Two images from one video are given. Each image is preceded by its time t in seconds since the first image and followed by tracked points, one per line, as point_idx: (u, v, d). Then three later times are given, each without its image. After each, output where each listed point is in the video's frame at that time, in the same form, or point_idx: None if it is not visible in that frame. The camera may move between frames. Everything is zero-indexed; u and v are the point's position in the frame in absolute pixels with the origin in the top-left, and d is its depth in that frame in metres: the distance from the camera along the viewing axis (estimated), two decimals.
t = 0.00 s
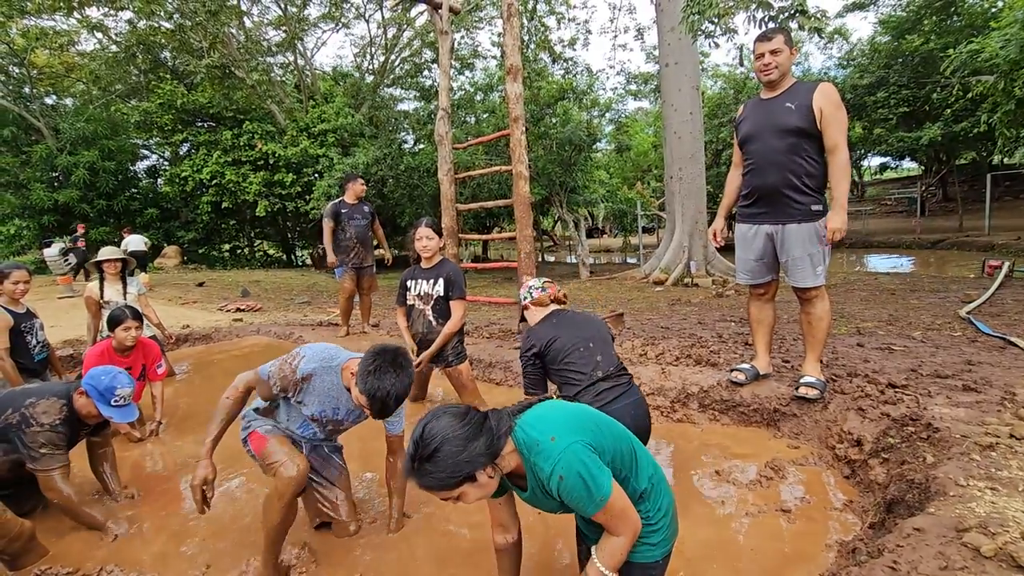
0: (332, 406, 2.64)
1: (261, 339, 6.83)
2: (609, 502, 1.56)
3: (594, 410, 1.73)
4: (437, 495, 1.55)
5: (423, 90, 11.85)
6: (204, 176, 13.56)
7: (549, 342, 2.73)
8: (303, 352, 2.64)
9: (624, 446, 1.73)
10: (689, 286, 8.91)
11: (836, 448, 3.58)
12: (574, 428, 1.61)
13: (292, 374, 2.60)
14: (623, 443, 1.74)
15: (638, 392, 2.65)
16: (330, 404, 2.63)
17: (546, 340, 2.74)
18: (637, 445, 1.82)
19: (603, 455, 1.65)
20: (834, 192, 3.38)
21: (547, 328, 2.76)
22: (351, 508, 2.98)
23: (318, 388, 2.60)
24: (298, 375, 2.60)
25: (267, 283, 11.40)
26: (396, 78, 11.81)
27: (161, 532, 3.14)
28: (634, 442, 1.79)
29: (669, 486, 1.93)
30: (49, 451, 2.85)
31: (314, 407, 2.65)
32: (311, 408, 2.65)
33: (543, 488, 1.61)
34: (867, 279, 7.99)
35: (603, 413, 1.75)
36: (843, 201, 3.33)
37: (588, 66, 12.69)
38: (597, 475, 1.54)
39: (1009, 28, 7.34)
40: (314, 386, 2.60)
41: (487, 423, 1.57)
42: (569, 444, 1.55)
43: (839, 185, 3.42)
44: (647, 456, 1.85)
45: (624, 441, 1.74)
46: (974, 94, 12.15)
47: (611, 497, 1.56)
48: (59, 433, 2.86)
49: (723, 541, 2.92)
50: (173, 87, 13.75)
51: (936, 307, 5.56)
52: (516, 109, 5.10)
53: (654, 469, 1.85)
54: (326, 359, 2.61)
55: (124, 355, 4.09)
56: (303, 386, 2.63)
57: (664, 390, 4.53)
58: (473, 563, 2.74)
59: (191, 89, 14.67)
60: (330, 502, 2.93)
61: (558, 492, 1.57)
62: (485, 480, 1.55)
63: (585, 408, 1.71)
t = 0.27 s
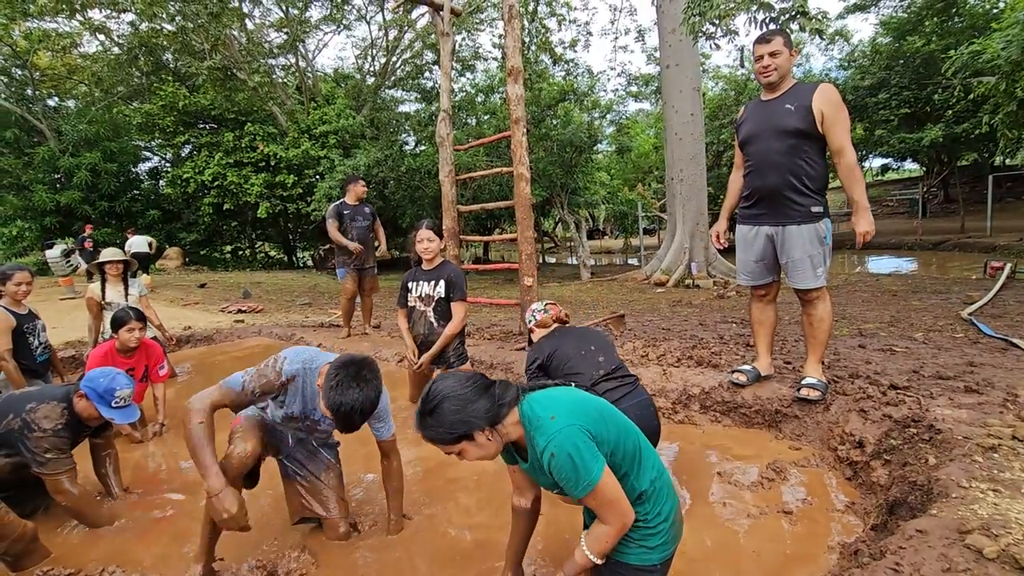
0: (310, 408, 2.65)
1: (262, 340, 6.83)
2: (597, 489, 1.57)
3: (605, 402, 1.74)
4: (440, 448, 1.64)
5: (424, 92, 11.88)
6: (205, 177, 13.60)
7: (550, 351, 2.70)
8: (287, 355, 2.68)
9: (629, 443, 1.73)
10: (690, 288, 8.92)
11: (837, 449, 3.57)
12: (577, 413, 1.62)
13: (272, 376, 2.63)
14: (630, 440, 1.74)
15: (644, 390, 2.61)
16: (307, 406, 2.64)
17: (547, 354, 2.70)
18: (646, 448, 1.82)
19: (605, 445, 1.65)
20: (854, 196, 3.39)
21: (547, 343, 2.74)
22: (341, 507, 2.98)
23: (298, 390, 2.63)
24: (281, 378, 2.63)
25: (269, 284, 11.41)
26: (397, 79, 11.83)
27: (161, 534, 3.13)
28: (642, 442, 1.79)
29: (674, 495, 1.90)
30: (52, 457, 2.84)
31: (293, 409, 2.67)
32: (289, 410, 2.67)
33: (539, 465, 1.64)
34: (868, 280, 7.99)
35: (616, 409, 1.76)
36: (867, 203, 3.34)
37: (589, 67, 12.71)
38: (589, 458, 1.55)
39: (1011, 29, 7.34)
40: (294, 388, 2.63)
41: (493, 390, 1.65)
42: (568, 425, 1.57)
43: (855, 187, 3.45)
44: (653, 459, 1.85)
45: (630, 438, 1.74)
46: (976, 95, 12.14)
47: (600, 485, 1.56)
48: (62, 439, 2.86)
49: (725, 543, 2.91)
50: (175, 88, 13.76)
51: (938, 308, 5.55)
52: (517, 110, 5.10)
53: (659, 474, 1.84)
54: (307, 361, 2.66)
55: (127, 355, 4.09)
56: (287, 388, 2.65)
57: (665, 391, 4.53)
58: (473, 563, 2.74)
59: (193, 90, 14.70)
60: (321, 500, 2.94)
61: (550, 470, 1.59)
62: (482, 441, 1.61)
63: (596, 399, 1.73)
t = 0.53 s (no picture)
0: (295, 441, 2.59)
1: (263, 342, 6.84)
2: (579, 477, 1.59)
3: (610, 402, 1.77)
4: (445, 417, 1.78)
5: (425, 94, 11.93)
6: (207, 179, 13.64)
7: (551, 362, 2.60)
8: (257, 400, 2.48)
9: (628, 444, 1.75)
10: (692, 289, 8.92)
11: (839, 451, 3.56)
12: (574, 402, 1.68)
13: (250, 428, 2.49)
14: (629, 441, 1.76)
15: (646, 392, 2.57)
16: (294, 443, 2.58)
17: (547, 365, 2.60)
18: (649, 454, 1.82)
19: (599, 441, 1.68)
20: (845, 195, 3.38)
21: (547, 354, 2.66)
22: (336, 507, 2.99)
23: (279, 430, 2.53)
24: (264, 426, 2.47)
25: (269, 286, 11.42)
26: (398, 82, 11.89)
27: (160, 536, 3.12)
28: (645, 447, 1.80)
29: (678, 508, 1.88)
30: (43, 456, 2.84)
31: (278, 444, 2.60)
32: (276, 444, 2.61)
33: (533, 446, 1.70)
34: (870, 282, 7.97)
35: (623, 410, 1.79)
36: (859, 206, 3.34)
37: (590, 69, 12.73)
38: (573, 444, 1.59)
39: (1012, 31, 7.35)
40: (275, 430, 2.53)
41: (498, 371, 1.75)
42: (560, 412, 1.63)
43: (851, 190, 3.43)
44: (658, 467, 1.84)
45: (630, 440, 1.76)
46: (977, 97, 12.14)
47: (582, 474, 1.59)
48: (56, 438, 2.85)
49: (727, 545, 2.90)
50: (177, 91, 13.80)
51: (940, 310, 5.54)
52: (518, 112, 5.11)
53: (662, 483, 1.83)
54: (282, 399, 2.49)
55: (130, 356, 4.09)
56: (276, 429, 2.52)
57: (666, 393, 4.52)
58: (474, 565, 2.73)
59: (195, 92, 14.75)
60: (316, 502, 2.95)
61: (537, 452, 1.65)
62: (481, 419, 1.70)
63: (601, 397, 1.77)
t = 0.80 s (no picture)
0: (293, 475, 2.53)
1: (265, 344, 6.85)
2: (553, 474, 1.63)
3: (617, 409, 1.79)
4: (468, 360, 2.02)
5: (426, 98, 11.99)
6: (209, 181, 13.68)
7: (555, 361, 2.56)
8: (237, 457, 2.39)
9: (619, 456, 1.76)
10: (693, 291, 8.93)
11: (840, 453, 3.55)
12: (570, 402, 1.72)
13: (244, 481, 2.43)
14: (622, 454, 1.77)
15: (651, 396, 2.53)
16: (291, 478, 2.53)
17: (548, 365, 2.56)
18: (644, 473, 1.82)
19: (587, 444, 1.72)
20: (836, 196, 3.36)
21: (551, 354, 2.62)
22: (336, 508, 2.99)
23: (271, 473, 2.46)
24: (247, 481, 2.42)
25: (271, 288, 11.43)
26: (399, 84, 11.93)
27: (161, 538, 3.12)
28: (640, 463, 1.80)
29: (667, 530, 1.87)
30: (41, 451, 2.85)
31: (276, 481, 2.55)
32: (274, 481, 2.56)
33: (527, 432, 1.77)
34: (872, 284, 7.97)
35: (626, 422, 1.80)
36: (845, 207, 3.32)
37: (591, 72, 12.76)
38: (555, 439, 1.64)
39: (1013, 33, 7.37)
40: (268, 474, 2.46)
41: (514, 352, 1.87)
42: (551, 407, 1.68)
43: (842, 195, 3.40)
44: (653, 484, 1.85)
45: (624, 453, 1.76)
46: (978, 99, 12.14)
47: (557, 472, 1.63)
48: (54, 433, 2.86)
49: (729, 547, 2.90)
50: (179, 93, 13.86)
51: (942, 312, 5.53)
52: (519, 115, 5.12)
53: (652, 501, 1.83)
54: (259, 451, 2.37)
55: (134, 355, 4.10)
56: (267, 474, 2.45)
57: (668, 395, 4.52)
58: (474, 567, 2.73)
59: (198, 95, 14.79)
60: (315, 503, 2.95)
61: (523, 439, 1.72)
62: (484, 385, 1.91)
63: (609, 400, 1.79)
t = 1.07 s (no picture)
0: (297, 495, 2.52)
1: (267, 346, 6.86)
2: (516, 461, 1.74)
3: (599, 427, 1.72)
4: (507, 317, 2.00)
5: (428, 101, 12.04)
6: (212, 184, 13.73)
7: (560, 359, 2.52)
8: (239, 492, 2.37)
9: (587, 471, 1.73)
10: (695, 293, 8.93)
11: (843, 456, 3.54)
12: (547, 403, 1.72)
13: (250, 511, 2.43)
14: (591, 469, 1.73)
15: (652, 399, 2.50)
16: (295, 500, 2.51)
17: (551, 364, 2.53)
18: (616, 493, 1.76)
19: (556, 449, 1.73)
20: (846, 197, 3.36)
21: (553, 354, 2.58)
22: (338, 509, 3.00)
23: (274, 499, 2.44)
24: (252, 511, 2.42)
25: (274, 290, 11.46)
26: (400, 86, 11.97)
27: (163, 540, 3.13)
28: (611, 483, 1.75)
29: (632, 556, 1.79)
30: (40, 452, 2.86)
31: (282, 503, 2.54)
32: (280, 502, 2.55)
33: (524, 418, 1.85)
34: (874, 286, 7.96)
35: (607, 439, 1.73)
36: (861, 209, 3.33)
37: (592, 74, 12.77)
38: (521, 433, 1.73)
39: (1015, 35, 7.38)
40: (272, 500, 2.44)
41: (532, 337, 1.82)
42: (526, 405, 1.74)
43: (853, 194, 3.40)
44: (624, 508, 1.77)
45: (592, 468, 1.73)
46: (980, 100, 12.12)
47: (518, 461, 1.73)
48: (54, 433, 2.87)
49: (731, 550, 2.89)
50: (182, 96, 13.92)
51: (944, 314, 5.52)
52: (521, 117, 5.13)
53: (616, 524, 1.76)
54: (257, 482, 2.34)
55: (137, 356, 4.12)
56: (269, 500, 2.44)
57: (670, 397, 4.52)
58: (476, 570, 2.72)
59: (200, 98, 14.85)
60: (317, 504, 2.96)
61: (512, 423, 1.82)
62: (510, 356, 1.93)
63: (593, 414, 1.72)
